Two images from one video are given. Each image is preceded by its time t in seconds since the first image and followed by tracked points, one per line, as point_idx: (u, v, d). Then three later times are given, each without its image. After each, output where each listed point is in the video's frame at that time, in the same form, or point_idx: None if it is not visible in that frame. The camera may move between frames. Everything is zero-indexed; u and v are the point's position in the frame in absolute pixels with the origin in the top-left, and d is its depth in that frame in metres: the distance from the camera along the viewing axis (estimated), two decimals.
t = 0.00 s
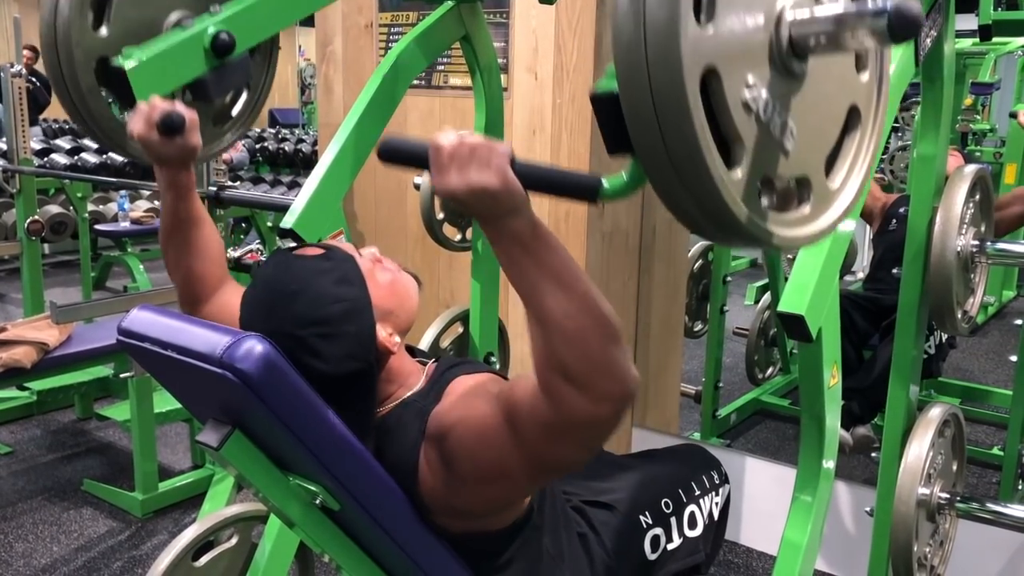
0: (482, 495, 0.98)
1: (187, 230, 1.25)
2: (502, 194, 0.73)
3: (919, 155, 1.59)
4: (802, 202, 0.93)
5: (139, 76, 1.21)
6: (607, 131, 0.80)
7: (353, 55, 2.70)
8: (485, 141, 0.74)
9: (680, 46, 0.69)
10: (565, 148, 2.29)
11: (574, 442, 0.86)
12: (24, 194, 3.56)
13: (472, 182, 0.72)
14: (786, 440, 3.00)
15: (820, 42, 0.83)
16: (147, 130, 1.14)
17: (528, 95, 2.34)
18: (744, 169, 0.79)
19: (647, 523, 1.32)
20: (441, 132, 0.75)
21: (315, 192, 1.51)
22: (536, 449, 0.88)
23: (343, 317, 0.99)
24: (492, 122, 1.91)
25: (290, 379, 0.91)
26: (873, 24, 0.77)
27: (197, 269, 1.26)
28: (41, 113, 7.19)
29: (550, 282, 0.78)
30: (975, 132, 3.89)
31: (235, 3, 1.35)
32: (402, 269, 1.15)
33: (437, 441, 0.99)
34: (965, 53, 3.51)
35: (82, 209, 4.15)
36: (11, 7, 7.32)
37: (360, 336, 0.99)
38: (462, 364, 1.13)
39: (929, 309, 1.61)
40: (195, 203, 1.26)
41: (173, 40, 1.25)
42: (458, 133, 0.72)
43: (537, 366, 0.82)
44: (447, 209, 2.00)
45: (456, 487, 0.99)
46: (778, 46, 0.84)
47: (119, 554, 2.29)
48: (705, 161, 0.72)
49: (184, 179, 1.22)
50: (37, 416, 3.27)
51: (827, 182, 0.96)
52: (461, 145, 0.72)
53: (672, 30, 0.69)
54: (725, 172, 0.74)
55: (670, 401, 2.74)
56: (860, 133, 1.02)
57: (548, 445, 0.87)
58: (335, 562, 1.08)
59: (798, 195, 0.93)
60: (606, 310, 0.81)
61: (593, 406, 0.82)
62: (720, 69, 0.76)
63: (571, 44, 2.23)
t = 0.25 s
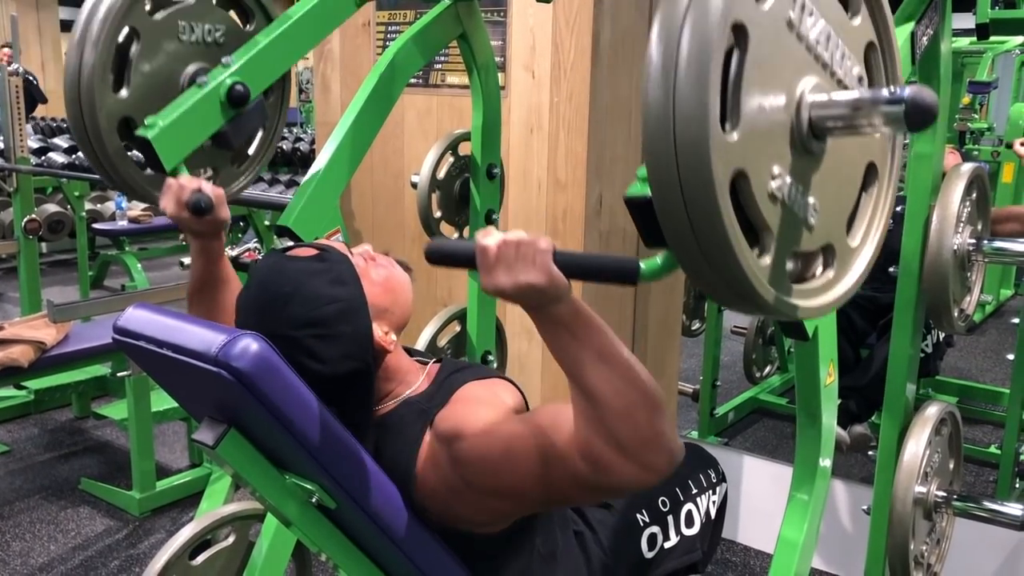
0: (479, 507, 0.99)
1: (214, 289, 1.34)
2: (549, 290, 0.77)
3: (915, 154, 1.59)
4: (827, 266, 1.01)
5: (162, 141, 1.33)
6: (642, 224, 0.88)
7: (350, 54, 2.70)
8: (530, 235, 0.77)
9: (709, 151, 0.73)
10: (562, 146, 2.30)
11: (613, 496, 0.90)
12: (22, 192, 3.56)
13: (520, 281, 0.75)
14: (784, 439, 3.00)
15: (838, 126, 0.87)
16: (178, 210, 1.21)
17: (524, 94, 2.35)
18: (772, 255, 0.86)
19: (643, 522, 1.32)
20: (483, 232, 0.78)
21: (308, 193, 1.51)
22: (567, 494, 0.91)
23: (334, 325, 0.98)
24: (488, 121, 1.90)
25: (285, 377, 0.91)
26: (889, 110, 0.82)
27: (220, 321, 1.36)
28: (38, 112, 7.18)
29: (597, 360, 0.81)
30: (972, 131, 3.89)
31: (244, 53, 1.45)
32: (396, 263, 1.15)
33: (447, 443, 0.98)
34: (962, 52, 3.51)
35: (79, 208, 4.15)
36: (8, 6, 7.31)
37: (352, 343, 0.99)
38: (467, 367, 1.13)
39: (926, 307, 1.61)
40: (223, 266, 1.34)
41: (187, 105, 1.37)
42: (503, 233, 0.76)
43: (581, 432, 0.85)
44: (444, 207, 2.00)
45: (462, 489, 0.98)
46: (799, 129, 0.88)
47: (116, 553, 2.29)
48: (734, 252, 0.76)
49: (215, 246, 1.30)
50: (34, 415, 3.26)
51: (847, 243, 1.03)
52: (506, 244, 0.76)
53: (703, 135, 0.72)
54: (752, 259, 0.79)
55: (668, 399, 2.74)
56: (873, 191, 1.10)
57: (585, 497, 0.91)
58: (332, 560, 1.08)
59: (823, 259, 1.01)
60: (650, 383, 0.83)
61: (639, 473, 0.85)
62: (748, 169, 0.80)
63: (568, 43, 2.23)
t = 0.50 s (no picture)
0: (479, 508, 0.99)
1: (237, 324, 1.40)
2: (576, 332, 0.80)
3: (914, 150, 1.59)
4: (844, 290, 1.12)
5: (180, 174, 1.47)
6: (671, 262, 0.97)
7: (349, 50, 2.70)
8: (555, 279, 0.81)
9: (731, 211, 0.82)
10: (561, 143, 2.29)
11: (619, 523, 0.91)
12: (20, 189, 3.55)
13: (549, 324, 0.80)
14: (782, 436, 3.00)
15: (849, 165, 0.96)
16: (203, 249, 1.29)
17: (523, 90, 2.34)
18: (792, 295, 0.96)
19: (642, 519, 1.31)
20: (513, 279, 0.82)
21: (306, 191, 1.51)
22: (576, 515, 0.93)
23: (331, 326, 0.98)
24: (487, 118, 1.90)
25: (283, 373, 0.90)
26: (901, 152, 0.91)
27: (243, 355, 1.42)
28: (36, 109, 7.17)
29: (617, 396, 0.84)
30: (971, 129, 3.89)
31: (253, 80, 1.56)
32: (391, 260, 1.15)
33: (452, 440, 0.98)
34: (962, 50, 3.51)
35: (77, 204, 4.14)
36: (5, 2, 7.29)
37: (350, 343, 0.99)
38: (471, 368, 1.13)
39: (924, 305, 1.61)
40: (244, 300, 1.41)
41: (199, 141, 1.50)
42: (529, 278, 0.81)
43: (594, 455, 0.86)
44: (442, 204, 2.00)
45: (467, 489, 0.97)
46: (814, 168, 0.96)
47: (114, 550, 2.29)
48: (755, 298, 0.87)
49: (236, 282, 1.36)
50: (33, 412, 3.26)
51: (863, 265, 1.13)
52: (533, 289, 0.80)
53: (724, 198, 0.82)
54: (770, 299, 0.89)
55: (666, 397, 2.74)
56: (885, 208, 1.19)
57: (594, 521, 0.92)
58: (330, 557, 1.08)
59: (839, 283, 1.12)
60: (668, 422, 0.85)
61: (647, 506, 0.87)
62: (768, 220, 0.89)
63: (566, 38, 2.23)
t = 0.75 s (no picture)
0: (480, 489, 0.97)
1: (208, 283, 1.35)
2: (537, 272, 0.77)
3: (914, 149, 1.59)
4: (825, 248, 1.01)
5: (158, 134, 1.36)
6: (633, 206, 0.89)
7: (349, 48, 2.70)
8: (519, 218, 0.77)
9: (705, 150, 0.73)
10: (561, 141, 2.29)
11: (603, 476, 0.88)
12: (20, 187, 3.55)
13: (509, 262, 0.75)
14: (782, 434, 3.00)
15: (834, 111, 0.87)
16: (175, 202, 1.23)
17: (523, 88, 2.34)
18: (768, 242, 0.86)
19: (641, 517, 1.32)
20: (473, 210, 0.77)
21: (305, 188, 1.51)
22: (557, 475, 0.90)
23: (330, 326, 0.99)
24: (487, 117, 1.90)
25: (283, 372, 0.90)
26: (884, 95, 0.81)
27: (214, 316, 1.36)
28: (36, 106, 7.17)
29: (585, 342, 0.82)
30: (972, 127, 3.88)
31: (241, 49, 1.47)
32: (390, 258, 1.15)
33: (440, 438, 0.98)
34: (963, 47, 3.50)
35: (78, 202, 4.14)
36: None
37: (348, 342, 1.00)
38: (463, 361, 1.12)
39: (924, 303, 1.61)
40: (218, 260, 1.36)
41: (185, 99, 1.39)
42: (492, 214, 0.76)
43: (570, 412, 0.85)
44: (442, 202, 2.00)
45: (458, 480, 0.98)
46: (794, 113, 0.88)
47: (115, 547, 2.30)
48: (731, 245, 0.77)
49: (210, 238, 1.31)
50: (34, 410, 3.26)
51: (845, 222, 1.03)
52: (496, 226, 0.75)
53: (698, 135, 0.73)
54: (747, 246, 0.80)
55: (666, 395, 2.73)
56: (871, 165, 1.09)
57: (575, 481, 0.89)
58: (330, 555, 1.08)
59: (820, 242, 1.01)
60: (640, 365, 0.83)
61: (628, 453, 0.84)
62: (744, 160, 0.80)
63: (566, 37, 2.23)
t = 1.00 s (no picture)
0: (469, 474, 0.96)
1: (173, 198, 1.30)
2: (475, 136, 0.72)
3: (915, 150, 1.59)
4: (791, 158, 0.91)
5: (123, 39, 1.24)
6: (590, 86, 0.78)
7: (350, 48, 2.70)
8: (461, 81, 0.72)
9: None
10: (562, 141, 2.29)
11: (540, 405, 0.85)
12: (22, 187, 3.55)
13: (446, 121, 0.71)
14: (783, 433, 3.00)
15: None
16: (131, 89, 1.16)
17: (523, 88, 2.35)
18: (729, 123, 0.79)
19: (643, 516, 1.32)
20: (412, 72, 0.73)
21: (310, 188, 1.52)
22: (510, 420, 0.87)
23: (330, 325, 0.99)
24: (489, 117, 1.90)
25: (286, 373, 0.91)
26: None
27: (185, 233, 1.30)
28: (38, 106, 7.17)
29: (517, 234, 0.78)
30: (974, 126, 3.88)
31: None
32: (389, 259, 1.16)
33: (426, 430, 0.99)
34: (964, 46, 3.50)
35: (79, 202, 4.15)
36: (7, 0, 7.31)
37: (348, 341, 1.00)
38: (452, 351, 1.12)
39: (925, 303, 1.61)
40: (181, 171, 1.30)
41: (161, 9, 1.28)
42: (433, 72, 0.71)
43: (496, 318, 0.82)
44: (443, 202, 1.99)
45: (448, 473, 0.98)
46: None
47: (117, 546, 2.30)
48: (687, 110, 0.70)
49: (169, 142, 1.26)
50: (36, 410, 3.27)
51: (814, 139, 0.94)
52: (436, 84, 0.71)
53: None
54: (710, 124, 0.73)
55: (668, 394, 2.74)
56: (848, 90, 0.99)
57: (519, 414, 0.86)
58: (332, 554, 1.08)
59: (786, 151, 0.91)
60: (569, 266, 0.80)
61: (551, 360, 0.81)
62: (704, 21, 0.75)
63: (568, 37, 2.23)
